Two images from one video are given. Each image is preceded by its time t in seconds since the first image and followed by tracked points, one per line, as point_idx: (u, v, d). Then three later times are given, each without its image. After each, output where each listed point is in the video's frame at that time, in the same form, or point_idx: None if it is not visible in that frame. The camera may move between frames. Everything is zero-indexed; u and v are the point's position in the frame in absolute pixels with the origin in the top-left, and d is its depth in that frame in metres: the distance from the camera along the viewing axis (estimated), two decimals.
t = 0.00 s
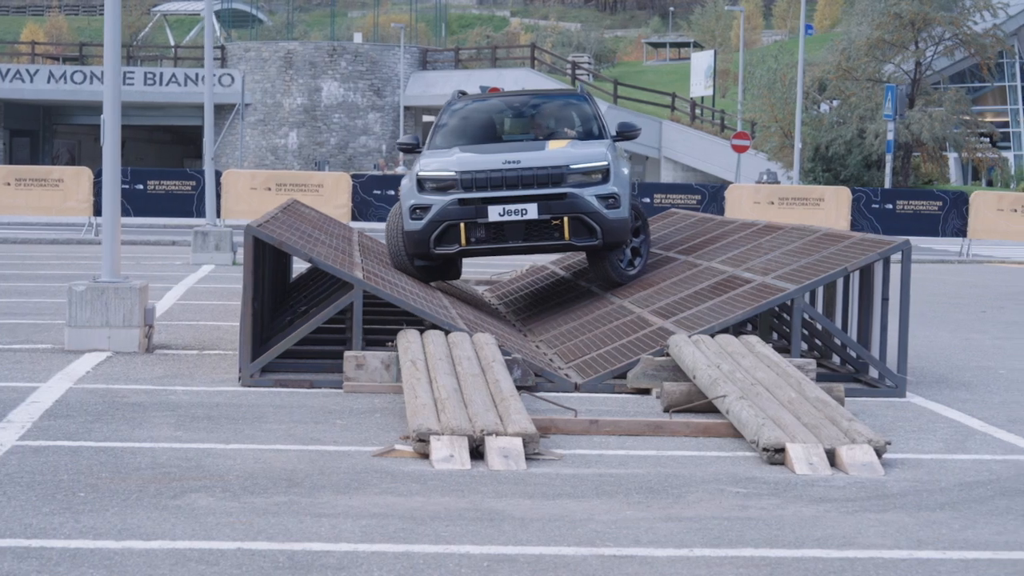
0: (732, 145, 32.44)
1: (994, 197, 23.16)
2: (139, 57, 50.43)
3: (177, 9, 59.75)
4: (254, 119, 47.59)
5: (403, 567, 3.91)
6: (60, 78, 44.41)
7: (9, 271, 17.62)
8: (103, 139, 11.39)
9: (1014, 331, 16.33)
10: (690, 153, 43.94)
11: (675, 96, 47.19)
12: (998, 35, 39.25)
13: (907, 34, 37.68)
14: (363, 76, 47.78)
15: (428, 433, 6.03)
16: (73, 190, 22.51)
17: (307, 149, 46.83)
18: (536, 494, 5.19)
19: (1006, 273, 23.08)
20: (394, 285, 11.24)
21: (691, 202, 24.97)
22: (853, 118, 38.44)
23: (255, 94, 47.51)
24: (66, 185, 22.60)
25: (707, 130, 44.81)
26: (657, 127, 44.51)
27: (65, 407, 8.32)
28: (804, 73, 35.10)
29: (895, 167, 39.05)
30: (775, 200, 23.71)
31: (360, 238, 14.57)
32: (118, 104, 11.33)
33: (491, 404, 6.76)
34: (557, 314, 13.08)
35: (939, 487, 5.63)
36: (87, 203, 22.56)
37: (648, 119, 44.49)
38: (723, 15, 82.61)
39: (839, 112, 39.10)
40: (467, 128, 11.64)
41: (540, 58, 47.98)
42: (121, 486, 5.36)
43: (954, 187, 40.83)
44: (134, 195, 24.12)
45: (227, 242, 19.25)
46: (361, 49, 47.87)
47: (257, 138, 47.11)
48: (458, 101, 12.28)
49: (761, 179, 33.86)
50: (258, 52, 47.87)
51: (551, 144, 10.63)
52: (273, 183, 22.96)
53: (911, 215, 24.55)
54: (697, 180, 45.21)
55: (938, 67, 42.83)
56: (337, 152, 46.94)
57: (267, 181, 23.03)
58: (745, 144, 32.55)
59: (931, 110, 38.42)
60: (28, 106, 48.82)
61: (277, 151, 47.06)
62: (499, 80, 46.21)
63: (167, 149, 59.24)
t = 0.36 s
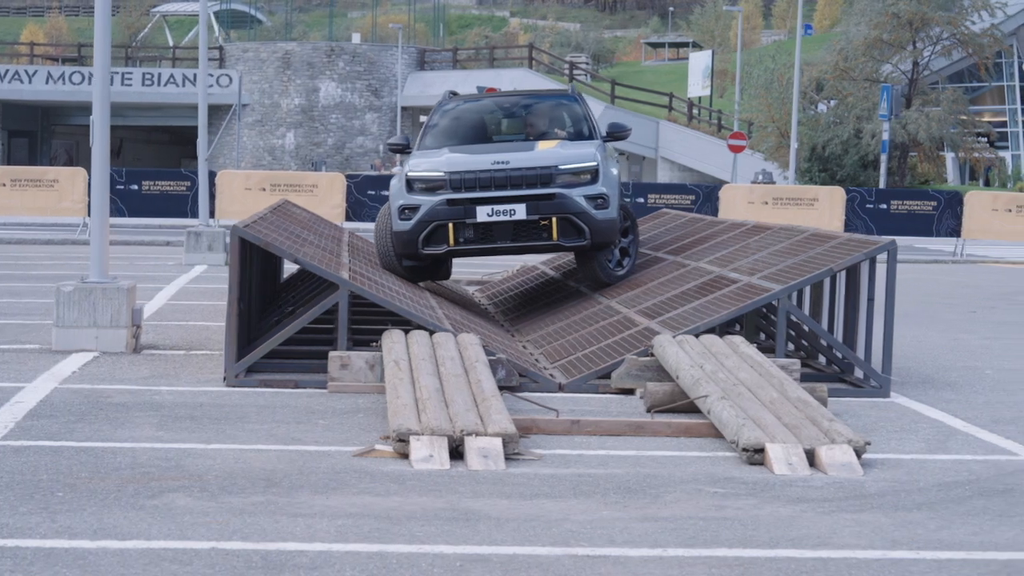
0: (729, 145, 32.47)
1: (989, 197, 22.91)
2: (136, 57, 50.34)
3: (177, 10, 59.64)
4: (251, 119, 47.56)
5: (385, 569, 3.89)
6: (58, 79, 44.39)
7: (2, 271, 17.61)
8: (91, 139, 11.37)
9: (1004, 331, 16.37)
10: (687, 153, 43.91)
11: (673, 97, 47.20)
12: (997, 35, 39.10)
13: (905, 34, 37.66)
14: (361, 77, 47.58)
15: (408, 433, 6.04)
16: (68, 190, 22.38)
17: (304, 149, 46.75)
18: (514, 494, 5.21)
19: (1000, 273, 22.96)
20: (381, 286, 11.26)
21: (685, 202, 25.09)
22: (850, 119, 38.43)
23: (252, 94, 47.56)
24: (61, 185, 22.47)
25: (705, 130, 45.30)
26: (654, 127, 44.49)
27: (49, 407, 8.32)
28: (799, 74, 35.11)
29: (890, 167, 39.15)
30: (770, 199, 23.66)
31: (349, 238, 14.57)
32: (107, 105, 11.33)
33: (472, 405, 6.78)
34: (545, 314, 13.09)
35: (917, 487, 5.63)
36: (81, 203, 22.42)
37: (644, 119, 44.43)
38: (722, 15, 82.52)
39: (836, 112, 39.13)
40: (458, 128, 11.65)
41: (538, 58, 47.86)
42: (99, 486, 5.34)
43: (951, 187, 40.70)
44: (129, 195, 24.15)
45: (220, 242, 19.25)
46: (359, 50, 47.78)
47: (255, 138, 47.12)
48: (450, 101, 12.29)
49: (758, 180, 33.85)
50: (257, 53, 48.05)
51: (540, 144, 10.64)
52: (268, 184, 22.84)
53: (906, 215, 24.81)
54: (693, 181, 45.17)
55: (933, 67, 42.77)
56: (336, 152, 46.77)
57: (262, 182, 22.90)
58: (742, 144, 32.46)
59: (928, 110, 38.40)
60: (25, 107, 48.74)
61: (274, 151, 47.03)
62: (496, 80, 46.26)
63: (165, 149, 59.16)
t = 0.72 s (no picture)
0: (724, 145, 32.56)
1: (983, 197, 22.92)
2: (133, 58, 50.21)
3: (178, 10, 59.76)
4: (250, 120, 47.66)
5: (359, 569, 3.88)
6: (56, 79, 44.29)
7: None
8: (78, 139, 11.33)
9: (991, 331, 16.41)
10: (685, 152, 43.73)
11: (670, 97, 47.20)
12: (994, 35, 39.49)
13: (902, 34, 37.77)
14: (359, 77, 47.51)
15: (383, 433, 6.04)
16: (62, 190, 22.36)
17: (302, 150, 46.86)
18: (484, 494, 5.23)
19: (994, 274, 23.00)
20: (365, 286, 11.25)
21: (678, 203, 25.06)
22: (847, 118, 38.48)
23: (250, 95, 47.63)
24: (55, 185, 22.43)
25: (702, 130, 45.73)
26: (652, 126, 44.48)
27: (28, 408, 8.31)
28: (796, 74, 35.11)
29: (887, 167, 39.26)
30: (764, 199, 23.58)
31: (337, 239, 14.58)
32: (94, 105, 11.29)
33: (448, 404, 6.79)
34: (530, 315, 13.10)
35: (888, 487, 5.65)
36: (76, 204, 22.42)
37: (643, 119, 44.45)
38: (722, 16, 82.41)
39: (833, 112, 39.15)
40: (446, 128, 11.64)
41: (536, 57, 47.72)
42: (71, 487, 5.32)
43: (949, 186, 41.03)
44: (123, 196, 24.08)
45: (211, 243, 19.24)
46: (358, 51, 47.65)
47: (252, 138, 47.14)
48: (439, 100, 12.28)
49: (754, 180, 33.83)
50: (254, 54, 48.07)
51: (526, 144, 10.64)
52: (261, 184, 22.79)
53: (901, 216, 24.89)
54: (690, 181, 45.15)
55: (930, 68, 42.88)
56: (333, 152, 46.78)
57: (255, 182, 22.83)
58: (739, 144, 32.61)
59: (925, 110, 38.40)
60: (23, 107, 48.56)
61: (272, 151, 47.00)
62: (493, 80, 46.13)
63: (162, 149, 59.06)
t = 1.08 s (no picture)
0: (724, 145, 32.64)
1: (978, 197, 22.99)
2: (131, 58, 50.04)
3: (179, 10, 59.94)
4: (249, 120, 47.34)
5: (323, 569, 3.88)
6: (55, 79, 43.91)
7: None
8: (59, 140, 11.29)
9: (979, 331, 16.43)
10: (686, 153, 43.59)
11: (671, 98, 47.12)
12: (993, 35, 39.53)
13: (900, 33, 38.01)
14: (359, 77, 47.51)
15: (354, 433, 6.05)
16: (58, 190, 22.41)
17: (302, 150, 46.59)
18: (451, 494, 5.23)
19: (988, 273, 23.09)
20: (346, 285, 11.28)
21: (674, 203, 24.89)
22: (846, 119, 38.50)
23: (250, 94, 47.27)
24: (50, 186, 22.44)
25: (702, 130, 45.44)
26: (653, 126, 44.39)
27: (5, 408, 8.31)
28: (794, 74, 35.23)
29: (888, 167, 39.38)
30: (759, 199, 23.69)
31: (324, 239, 14.56)
32: (75, 105, 11.25)
33: (421, 405, 6.80)
34: (515, 315, 13.12)
35: (856, 486, 5.66)
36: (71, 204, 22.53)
37: (644, 119, 44.38)
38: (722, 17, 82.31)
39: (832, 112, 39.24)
40: (430, 126, 11.64)
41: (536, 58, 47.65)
42: (40, 486, 5.32)
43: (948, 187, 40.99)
44: (117, 198, 23.64)
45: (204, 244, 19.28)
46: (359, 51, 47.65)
47: (253, 139, 46.93)
48: (426, 97, 12.27)
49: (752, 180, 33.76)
50: (253, 53, 47.67)
51: (507, 147, 10.63)
52: (256, 184, 23.03)
53: (896, 215, 24.49)
54: (690, 181, 45.11)
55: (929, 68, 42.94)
56: (333, 153, 46.63)
57: (250, 183, 22.94)
58: (738, 144, 32.75)
59: (924, 110, 38.46)
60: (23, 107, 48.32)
61: (272, 151, 46.78)
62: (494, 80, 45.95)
63: (162, 150, 58.99)
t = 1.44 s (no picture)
0: (726, 145, 32.59)
1: (976, 197, 23.04)
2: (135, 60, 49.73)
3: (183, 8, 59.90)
4: (254, 121, 46.75)
5: (286, 568, 3.87)
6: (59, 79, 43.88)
7: None
8: (40, 141, 11.26)
9: (967, 332, 16.43)
10: (689, 153, 43.52)
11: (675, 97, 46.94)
12: (995, 35, 39.63)
13: (902, 32, 37.67)
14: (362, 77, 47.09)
15: (323, 434, 6.05)
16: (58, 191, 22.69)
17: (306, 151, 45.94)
18: (415, 494, 5.22)
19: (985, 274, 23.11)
20: (329, 285, 11.26)
21: (672, 204, 24.74)
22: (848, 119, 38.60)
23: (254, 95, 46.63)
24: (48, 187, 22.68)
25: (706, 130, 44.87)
26: (657, 126, 44.27)
27: None
28: (794, 75, 35.47)
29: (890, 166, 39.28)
30: (758, 199, 23.67)
31: (313, 239, 14.58)
32: (56, 105, 11.22)
33: (394, 405, 6.79)
34: (501, 316, 13.14)
35: (822, 486, 5.66)
36: (71, 204, 22.78)
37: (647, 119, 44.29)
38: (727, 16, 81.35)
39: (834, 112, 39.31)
40: (416, 122, 11.61)
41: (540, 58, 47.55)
42: (4, 487, 5.32)
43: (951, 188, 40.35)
44: (114, 199, 23.57)
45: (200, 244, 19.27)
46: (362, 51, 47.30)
47: (257, 140, 46.20)
48: (414, 92, 12.23)
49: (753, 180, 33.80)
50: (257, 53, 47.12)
51: (489, 146, 10.62)
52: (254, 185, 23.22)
53: (893, 216, 24.36)
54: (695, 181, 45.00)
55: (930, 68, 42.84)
56: (337, 153, 46.04)
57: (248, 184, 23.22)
58: (739, 144, 32.79)
59: (925, 110, 38.36)
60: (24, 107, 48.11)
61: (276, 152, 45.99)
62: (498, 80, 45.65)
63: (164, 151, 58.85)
